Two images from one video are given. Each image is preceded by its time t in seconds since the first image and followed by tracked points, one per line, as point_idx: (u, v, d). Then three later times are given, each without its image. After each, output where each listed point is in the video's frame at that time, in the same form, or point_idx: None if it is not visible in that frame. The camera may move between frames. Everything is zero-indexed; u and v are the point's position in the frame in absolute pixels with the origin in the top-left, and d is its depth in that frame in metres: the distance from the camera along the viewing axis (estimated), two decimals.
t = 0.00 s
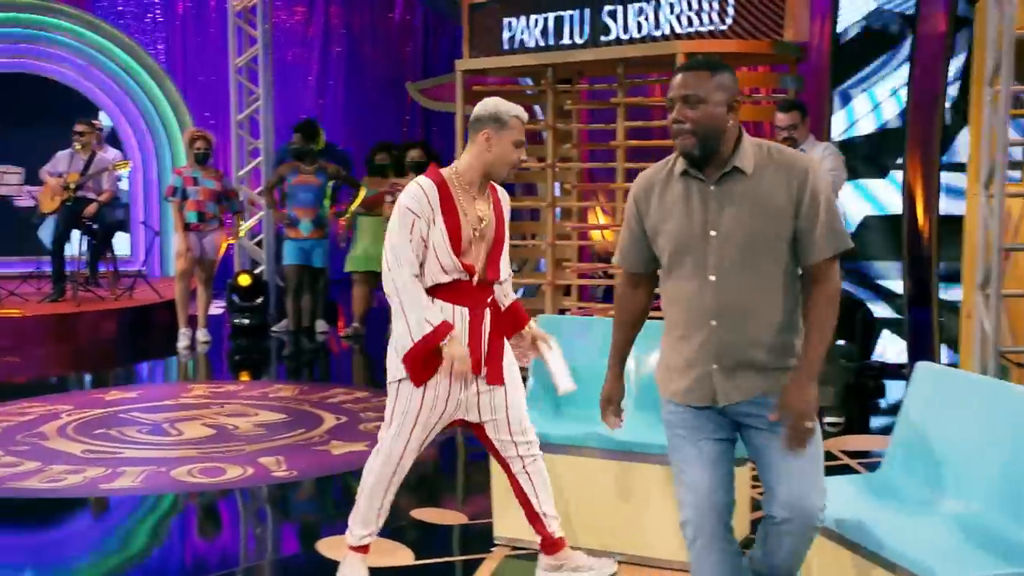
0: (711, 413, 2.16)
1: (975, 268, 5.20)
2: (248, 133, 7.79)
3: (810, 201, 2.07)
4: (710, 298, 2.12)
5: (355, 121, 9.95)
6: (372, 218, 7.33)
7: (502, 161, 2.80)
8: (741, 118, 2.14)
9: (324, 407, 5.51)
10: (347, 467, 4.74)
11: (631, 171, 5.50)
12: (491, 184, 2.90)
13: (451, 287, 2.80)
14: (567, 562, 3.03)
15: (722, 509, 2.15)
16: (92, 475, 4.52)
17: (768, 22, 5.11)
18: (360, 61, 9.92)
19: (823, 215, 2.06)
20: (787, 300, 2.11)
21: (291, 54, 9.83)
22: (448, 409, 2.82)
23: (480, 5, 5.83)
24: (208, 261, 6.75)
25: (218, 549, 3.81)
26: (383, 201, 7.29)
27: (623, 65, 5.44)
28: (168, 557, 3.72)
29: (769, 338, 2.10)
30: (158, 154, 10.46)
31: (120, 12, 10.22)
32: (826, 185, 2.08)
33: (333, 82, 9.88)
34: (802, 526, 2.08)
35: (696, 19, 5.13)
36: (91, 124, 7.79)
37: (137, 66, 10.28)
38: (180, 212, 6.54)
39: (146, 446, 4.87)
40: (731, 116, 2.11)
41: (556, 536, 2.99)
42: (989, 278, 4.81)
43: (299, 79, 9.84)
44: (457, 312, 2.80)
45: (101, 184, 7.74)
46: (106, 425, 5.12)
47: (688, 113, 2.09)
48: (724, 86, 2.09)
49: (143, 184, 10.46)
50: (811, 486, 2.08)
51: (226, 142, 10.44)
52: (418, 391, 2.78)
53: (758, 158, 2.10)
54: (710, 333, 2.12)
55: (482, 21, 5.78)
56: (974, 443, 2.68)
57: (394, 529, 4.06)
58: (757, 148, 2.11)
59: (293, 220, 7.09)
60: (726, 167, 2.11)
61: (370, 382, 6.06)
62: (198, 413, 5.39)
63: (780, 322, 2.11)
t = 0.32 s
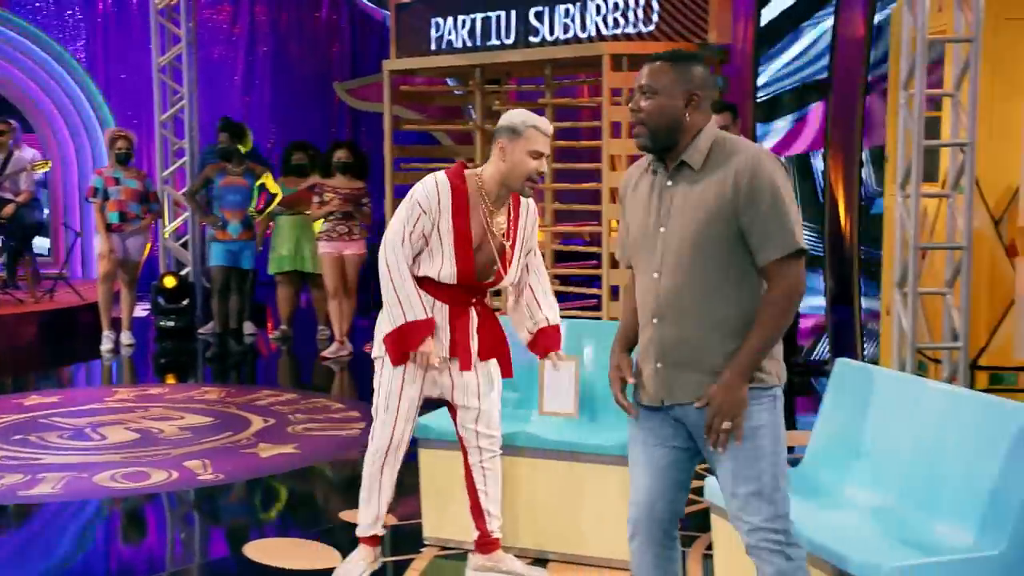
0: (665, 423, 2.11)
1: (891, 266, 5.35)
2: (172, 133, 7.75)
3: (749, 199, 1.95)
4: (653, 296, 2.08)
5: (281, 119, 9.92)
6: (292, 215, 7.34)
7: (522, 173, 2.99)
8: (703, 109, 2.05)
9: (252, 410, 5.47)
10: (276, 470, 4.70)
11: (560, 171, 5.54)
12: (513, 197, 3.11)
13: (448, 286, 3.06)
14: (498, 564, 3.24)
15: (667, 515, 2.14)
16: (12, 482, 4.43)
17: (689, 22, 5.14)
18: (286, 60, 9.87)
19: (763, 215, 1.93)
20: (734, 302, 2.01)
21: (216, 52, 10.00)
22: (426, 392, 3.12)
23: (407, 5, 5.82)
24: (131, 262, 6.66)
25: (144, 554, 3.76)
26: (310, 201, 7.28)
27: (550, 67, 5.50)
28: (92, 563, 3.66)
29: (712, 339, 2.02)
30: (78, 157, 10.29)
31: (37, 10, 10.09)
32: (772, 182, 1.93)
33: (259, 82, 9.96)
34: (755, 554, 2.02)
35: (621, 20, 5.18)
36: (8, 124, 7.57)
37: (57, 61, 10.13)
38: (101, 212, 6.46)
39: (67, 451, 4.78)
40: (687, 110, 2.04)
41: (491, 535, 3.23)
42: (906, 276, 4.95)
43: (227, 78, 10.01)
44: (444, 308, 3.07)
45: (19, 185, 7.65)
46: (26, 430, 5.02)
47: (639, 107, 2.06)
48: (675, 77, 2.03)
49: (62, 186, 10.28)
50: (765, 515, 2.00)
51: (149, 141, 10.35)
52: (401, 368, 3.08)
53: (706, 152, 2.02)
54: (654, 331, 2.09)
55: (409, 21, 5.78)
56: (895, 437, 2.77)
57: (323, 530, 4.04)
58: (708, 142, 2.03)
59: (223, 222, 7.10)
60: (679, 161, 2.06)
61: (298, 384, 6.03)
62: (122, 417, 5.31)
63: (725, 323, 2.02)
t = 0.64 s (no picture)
0: (668, 409, 2.11)
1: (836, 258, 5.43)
2: (115, 125, 7.72)
3: (713, 182, 1.90)
4: (649, 283, 2.09)
5: (226, 112, 9.83)
6: (234, 211, 7.44)
7: (475, 195, 3.02)
8: (696, 93, 2.01)
9: (198, 406, 5.42)
10: (224, 467, 4.65)
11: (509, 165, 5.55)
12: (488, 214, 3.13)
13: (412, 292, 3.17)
14: (449, 558, 3.26)
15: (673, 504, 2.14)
16: None
17: (635, 19, 5.26)
18: (232, 53, 9.78)
19: (727, 199, 1.87)
20: (715, 287, 1.96)
21: (160, 44, 9.85)
22: (398, 386, 3.26)
23: None
24: (74, 258, 6.57)
25: (89, 552, 3.71)
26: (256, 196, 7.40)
27: (499, 60, 5.49)
28: (34, 563, 3.60)
29: (691, 324, 2.00)
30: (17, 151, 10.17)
31: None
32: (734, 165, 1.87)
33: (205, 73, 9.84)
34: (731, 557, 2.00)
35: (569, 14, 5.18)
36: None
37: None
38: (42, 206, 6.37)
39: (8, 450, 4.70)
40: (680, 94, 2.01)
41: (444, 528, 3.29)
42: (849, 268, 5.02)
43: (172, 70, 9.87)
44: (410, 310, 3.19)
45: None
46: None
47: (637, 94, 2.07)
48: (661, 64, 2.01)
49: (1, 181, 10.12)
50: (736, 519, 1.97)
51: (91, 133, 10.19)
52: (372, 361, 3.23)
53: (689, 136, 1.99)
54: (650, 316, 2.11)
55: (357, 14, 5.74)
56: (846, 429, 2.78)
57: (271, 526, 4.01)
58: (693, 127, 2.00)
59: (170, 218, 7.15)
60: (670, 145, 2.05)
61: (245, 379, 5.98)
62: (63, 414, 5.23)
63: (703, 309, 1.98)
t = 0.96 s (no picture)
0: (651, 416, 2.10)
1: (785, 251, 5.49)
2: (59, 117, 7.62)
3: (660, 170, 1.91)
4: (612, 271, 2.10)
5: (174, 105, 9.72)
6: (186, 203, 7.36)
7: (391, 213, 3.04)
8: (655, 81, 2.01)
9: (147, 403, 5.36)
10: (174, 463, 4.60)
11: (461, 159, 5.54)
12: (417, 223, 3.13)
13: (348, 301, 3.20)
14: (394, 546, 3.34)
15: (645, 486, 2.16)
16: None
17: (585, 13, 5.29)
18: (180, 45, 9.69)
19: (670, 186, 1.89)
20: (664, 273, 1.98)
21: (105, 35, 9.67)
22: (343, 386, 3.25)
23: None
24: (19, 252, 6.46)
25: (34, 551, 3.65)
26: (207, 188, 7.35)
27: (450, 53, 5.49)
28: None
29: (645, 312, 2.01)
30: None
31: None
32: (678, 152, 1.88)
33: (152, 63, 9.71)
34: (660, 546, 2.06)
35: (521, 7, 5.18)
36: None
37: None
38: None
39: None
40: (639, 87, 2.03)
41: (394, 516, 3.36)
42: (798, 261, 5.07)
43: (116, 62, 9.69)
44: (349, 315, 3.21)
45: None
46: None
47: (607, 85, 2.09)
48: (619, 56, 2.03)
49: None
50: (668, 514, 2.02)
51: (36, 127, 10.04)
52: (315, 363, 3.23)
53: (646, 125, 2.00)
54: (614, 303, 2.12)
55: (307, 7, 5.69)
56: (796, 421, 2.80)
57: (221, 522, 3.97)
58: (650, 117, 2.01)
59: (116, 212, 7.12)
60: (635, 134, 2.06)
61: (195, 375, 5.93)
62: (7, 412, 5.14)
63: (657, 296, 1.99)
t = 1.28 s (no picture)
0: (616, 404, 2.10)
1: (744, 244, 5.53)
2: (12, 109, 7.55)
3: (623, 164, 1.92)
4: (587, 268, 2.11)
5: (130, 98, 9.63)
6: (150, 199, 7.29)
7: (325, 260, 3.22)
8: (614, 81, 2.02)
9: (104, 399, 5.31)
10: (131, 459, 4.56)
11: (421, 152, 5.53)
12: (362, 266, 3.30)
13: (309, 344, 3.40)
14: (350, 540, 3.36)
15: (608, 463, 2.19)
16: None
17: (543, 6, 5.29)
18: (136, 39, 9.60)
19: (634, 181, 1.91)
20: (632, 267, 1.98)
21: (60, 27, 9.67)
22: (311, 402, 3.38)
23: None
24: None
25: None
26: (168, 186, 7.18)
27: (410, 46, 5.48)
28: None
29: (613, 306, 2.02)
30: None
31: None
32: (641, 147, 1.90)
33: (107, 55, 9.66)
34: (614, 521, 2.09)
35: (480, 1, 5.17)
36: None
37: None
38: None
39: None
40: (598, 95, 2.05)
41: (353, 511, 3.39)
42: (757, 254, 5.10)
43: (71, 55, 9.69)
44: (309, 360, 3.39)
45: None
46: None
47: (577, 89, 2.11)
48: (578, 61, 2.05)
49: None
50: (626, 497, 2.04)
51: None
52: (282, 386, 3.38)
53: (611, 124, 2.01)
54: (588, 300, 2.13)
55: None
56: (751, 413, 2.84)
57: (181, 518, 3.94)
58: (617, 114, 2.02)
59: (70, 206, 7.13)
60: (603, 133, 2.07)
61: (153, 370, 5.88)
62: None
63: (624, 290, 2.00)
